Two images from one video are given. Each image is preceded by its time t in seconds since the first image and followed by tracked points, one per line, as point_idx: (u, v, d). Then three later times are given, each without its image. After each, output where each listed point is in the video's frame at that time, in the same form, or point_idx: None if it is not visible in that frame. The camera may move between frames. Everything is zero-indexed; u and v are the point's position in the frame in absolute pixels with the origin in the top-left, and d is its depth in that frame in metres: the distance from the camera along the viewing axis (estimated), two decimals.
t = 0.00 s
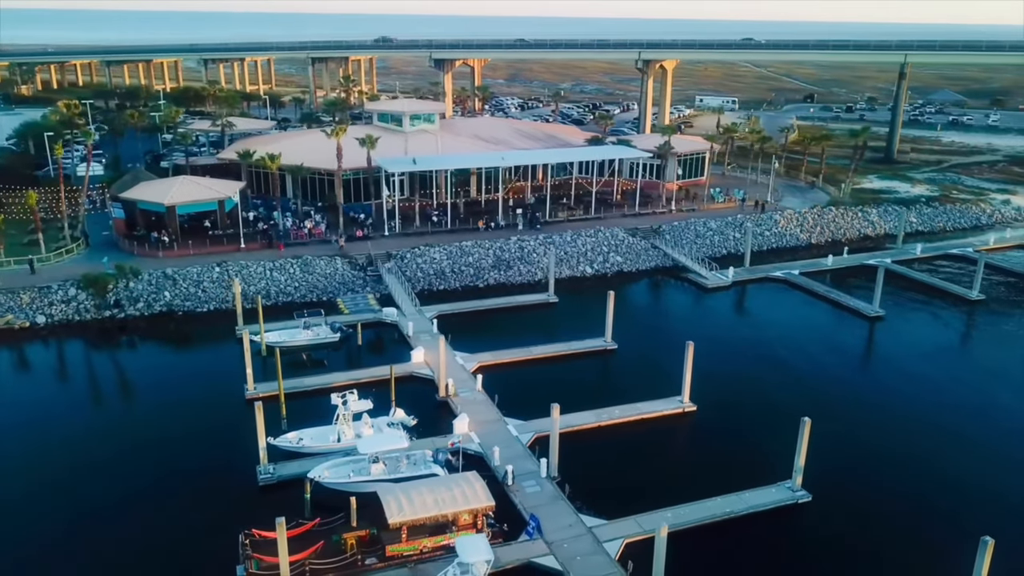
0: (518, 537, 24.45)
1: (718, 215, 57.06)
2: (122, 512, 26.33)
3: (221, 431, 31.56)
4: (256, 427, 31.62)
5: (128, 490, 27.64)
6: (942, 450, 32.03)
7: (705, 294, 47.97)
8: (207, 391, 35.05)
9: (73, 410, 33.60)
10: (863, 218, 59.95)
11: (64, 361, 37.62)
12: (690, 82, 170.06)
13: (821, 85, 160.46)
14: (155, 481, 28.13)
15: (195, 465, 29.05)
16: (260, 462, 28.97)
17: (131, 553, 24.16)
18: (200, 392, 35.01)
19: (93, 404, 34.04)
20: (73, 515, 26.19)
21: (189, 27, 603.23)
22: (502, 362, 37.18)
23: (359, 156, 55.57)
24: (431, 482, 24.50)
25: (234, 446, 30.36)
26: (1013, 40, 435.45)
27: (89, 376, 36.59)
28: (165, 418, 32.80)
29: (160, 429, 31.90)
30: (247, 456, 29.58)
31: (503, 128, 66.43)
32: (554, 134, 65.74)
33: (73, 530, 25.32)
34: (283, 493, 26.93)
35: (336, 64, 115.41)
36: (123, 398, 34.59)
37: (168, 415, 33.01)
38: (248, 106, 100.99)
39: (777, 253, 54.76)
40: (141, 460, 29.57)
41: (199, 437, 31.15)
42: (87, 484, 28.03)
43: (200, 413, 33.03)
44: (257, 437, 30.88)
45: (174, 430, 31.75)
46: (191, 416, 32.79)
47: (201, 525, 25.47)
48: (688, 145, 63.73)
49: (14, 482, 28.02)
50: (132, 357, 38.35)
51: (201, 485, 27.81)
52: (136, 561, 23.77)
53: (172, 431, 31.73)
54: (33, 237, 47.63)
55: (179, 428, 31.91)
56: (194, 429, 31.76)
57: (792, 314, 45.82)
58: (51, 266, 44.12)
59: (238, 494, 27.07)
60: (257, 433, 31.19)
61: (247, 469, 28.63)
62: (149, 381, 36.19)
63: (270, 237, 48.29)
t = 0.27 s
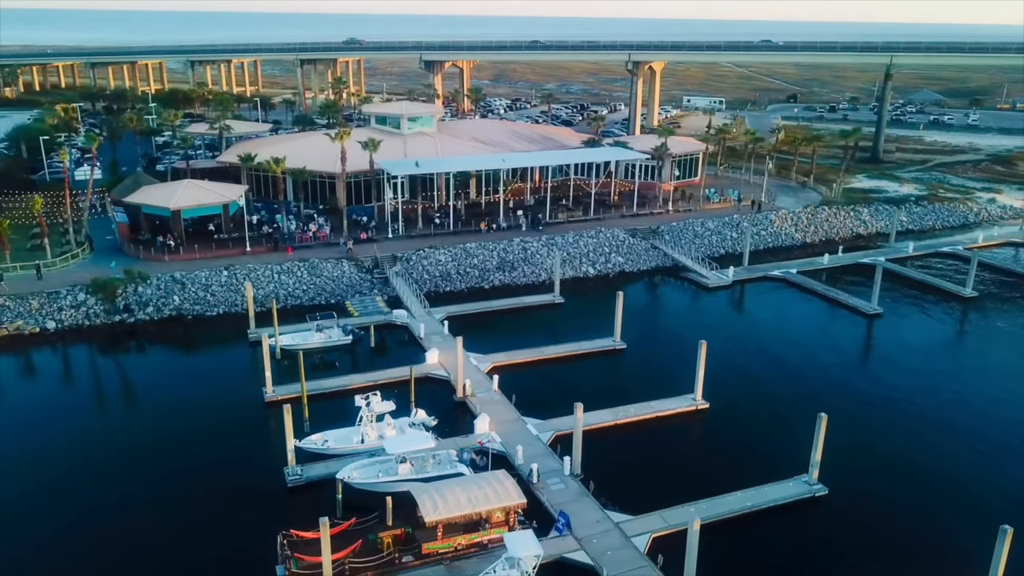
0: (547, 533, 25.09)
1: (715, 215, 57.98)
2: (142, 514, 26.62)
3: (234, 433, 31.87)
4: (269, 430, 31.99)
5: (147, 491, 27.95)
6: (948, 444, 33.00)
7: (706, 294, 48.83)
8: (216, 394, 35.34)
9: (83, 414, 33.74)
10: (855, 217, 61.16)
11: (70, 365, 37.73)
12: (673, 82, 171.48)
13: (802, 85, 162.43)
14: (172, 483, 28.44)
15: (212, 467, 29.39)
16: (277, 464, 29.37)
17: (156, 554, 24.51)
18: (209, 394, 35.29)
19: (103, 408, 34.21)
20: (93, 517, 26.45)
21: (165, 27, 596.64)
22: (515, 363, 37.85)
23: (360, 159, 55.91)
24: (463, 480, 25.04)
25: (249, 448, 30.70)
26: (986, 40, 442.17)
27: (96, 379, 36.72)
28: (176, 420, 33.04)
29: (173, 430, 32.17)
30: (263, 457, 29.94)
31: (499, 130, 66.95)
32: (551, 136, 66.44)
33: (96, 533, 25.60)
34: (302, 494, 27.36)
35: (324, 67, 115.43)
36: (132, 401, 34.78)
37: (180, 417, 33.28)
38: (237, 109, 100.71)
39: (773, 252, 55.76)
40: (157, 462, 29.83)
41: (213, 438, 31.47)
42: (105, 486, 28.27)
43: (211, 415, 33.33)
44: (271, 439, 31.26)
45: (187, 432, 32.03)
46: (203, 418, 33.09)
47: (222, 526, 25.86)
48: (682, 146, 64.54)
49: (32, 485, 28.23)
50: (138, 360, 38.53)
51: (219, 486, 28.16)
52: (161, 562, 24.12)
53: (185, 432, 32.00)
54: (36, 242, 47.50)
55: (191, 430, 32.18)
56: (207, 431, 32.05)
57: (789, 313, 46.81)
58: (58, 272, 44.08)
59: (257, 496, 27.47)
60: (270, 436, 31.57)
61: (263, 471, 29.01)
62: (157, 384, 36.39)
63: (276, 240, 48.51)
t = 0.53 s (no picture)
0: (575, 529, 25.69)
1: (711, 215, 58.90)
2: (153, 514, 26.95)
3: (240, 435, 32.20)
4: (275, 431, 32.35)
5: (156, 492, 28.28)
6: (950, 439, 34.03)
7: (707, 293, 49.69)
8: (219, 395, 35.65)
9: (85, 416, 33.94)
10: (847, 217, 62.36)
11: (73, 368, 38.00)
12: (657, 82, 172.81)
13: (784, 85, 164.42)
14: (184, 484, 28.76)
15: (220, 468, 29.74)
16: (286, 465, 29.77)
17: (170, 554, 24.84)
18: (212, 396, 35.61)
19: (107, 411, 34.44)
20: (105, 518, 26.75)
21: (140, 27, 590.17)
22: (527, 364, 38.47)
23: (361, 162, 56.20)
24: (492, 478, 25.57)
25: (255, 448, 31.08)
26: (958, 40, 449.28)
27: (97, 383, 36.89)
28: (181, 422, 33.32)
29: (179, 432, 32.49)
30: (272, 458, 30.32)
31: (495, 132, 67.51)
32: (547, 138, 67.11)
33: (108, 533, 25.90)
34: (314, 495, 27.78)
35: (311, 68, 115.28)
36: (137, 403, 35.06)
37: (185, 419, 33.58)
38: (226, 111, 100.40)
39: (769, 251, 56.77)
40: (165, 463, 30.16)
41: (220, 440, 31.82)
42: (114, 487, 28.57)
43: (215, 417, 33.64)
44: (277, 440, 31.63)
45: (193, 434, 32.33)
46: (208, 420, 33.41)
47: (235, 526, 26.26)
48: (676, 147, 65.08)
49: (41, 486, 28.48)
50: (139, 364, 38.73)
51: (228, 487, 28.53)
52: (175, 562, 24.46)
53: (191, 434, 32.32)
54: (39, 247, 47.36)
55: (197, 431, 32.50)
56: (213, 432, 32.39)
57: (782, 311, 47.80)
58: (64, 277, 44.09)
59: (268, 496, 27.87)
60: (277, 436, 31.93)
61: (272, 472, 29.40)
62: (160, 387, 36.62)
63: (281, 243, 48.73)
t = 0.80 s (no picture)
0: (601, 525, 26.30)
1: (708, 215, 59.80)
2: (163, 516, 27.33)
3: (248, 437, 32.59)
4: (282, 434, 32.75)
5: (165, 493, 28.66)
6: (954, 434, 35.11)
7: (709, 293, 50.54)
8: (224, 398, 36.01)
9: (95, 417, 34.36)
10: (840, 216, 63.54)
11: (81, 368, 38.41)
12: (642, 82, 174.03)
13: (766, 85, 166.25)
14: (194, 486, 29.12)
15: (229, 470, 30.17)
16: (293, 468, 30.19)
17: (179, 554, 25.23)
18: (217, 399, 35.98)
19: (111, 413, 34.73)
20: (115, 518, 27.16)
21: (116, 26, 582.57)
22: (539, 365, 39.09)
23: (362, 165, 56.52)
24: (521, 478, 26.11)
25: (264, 450, 31.48)
26: (931, 39, 455.70)
27: (99, 386, 37.11)
28: (187, 425, 33.68)
29: (185, 434, 32.84)
30: (280, 461, 30.72)
31: (491, 135, 68.13)
32: (543, 140, 67.75)
33: (117, 534, 26.29)
34: (324, 497, 28.20)
35: (300, 71, 115.16)
36: (146, 405, 35.41)
37: (191, 421, 33.95)
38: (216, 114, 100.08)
39: (766, 250, 57.75)
40: (173, 465, 30.55)
41: (226, 442, 32.18)
42: (122, 488, 28.94)
43: (222, 420, 34.03)
44: (284, 443, 32.03)
45: (199, 436, 32.69)
46: (214, 422, 33.78)
47: (244, 528, 26.67)
48: (671, 149, 65.62)
49: (49, 488, 28.82)
50: (141, 366, 38.99)
51: (237, 489, 28.97)
52: (178, 562, 24.81)
53: (197, 436, 32.70)
54: (44, 252, 47.32)
55: (203, 434, 32.87)
56: (220, 435, 32.75)
57: (780, 310, 48.84)
58: (72, 283, 44.13)
59: (277, 499, 28.29)
60: (284, 438, 32.39)
61: (280, 474, 29.80)
62: (168, 389, 36.95)
63: (287, 247, 48.97)
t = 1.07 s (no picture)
0: (627, 522, 26.94)
1: (705, 216, 60.72)
2: (174, 517, 27.69)
3: (257, 440, 32.95)
4: (292, 437, 33.11)
5: (175, 494, 29.04)
6: (957, 430, 36.10)
7: (710, 293, 51.42)
8: (230, 402, 36.32)
9: (103, 420, 34.76)
10: (833, 216, 64.71)
11: (89, 371, 38.82)
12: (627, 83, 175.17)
13: (750, 85, 167.98)
14: (202, 488, 29.45)
15: (239, 472, 30.54)
16: (304, 471, 30.56)
17: (189, 555, 25.59)
18: (223, 402, 36.29)
19: (117, 417, 35.04)
20: (125, 519, 27.51)
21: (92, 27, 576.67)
22: (551, 365, 39.72)
23: (364, 168, 56.88)
24: (548, 477, 26.72)
25: (274, 453, 31.85)
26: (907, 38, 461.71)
27: (103, 390, 37.38)
28: (194, 428, 34.01)
29: (193, 437, 33.19)
30: (290, 464, 31.10)
31: (489, 137, 68.71)
32: (540, 143, 68.41)
33: (126, 535, 26.65)
34: (335, 499, 28.58)
35: (289, 73, 114.96)
36: (154, 408, 35.71)
37: (198, 424, 34.30)
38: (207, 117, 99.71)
39: (763, 250, 58.74)
40: (182, 467, 30.91)
41: (235, 445, 32.55)
42: (132, 490, 29.28)
43: (229, 423, 34.38)
44: (293, 446, 32.39)
45: (207, 438, 33.03)
46: (221, 425, 34.12)
47: (254, 529, 27.03)
48: (667, 151, 66.41)
49: (57, 490, 29.15)
50: (144, 370, 39.24)
51: (247, 490, 29.34)
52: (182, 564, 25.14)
53: (206, 438, 33.07)
54: (51, 257, 47.30)
55: (211, 436, 33.23)
56: (227, 438, 33.12)
57: (779, 309, 49.81)
58: (81, 288, 44.17)
59: (287, 501, 28.66)
60: (293, 442, 32.76)
61: (290, 477, 30.18)
62: (176, 393, 37.25)
63: (294, 250, 49.24)
